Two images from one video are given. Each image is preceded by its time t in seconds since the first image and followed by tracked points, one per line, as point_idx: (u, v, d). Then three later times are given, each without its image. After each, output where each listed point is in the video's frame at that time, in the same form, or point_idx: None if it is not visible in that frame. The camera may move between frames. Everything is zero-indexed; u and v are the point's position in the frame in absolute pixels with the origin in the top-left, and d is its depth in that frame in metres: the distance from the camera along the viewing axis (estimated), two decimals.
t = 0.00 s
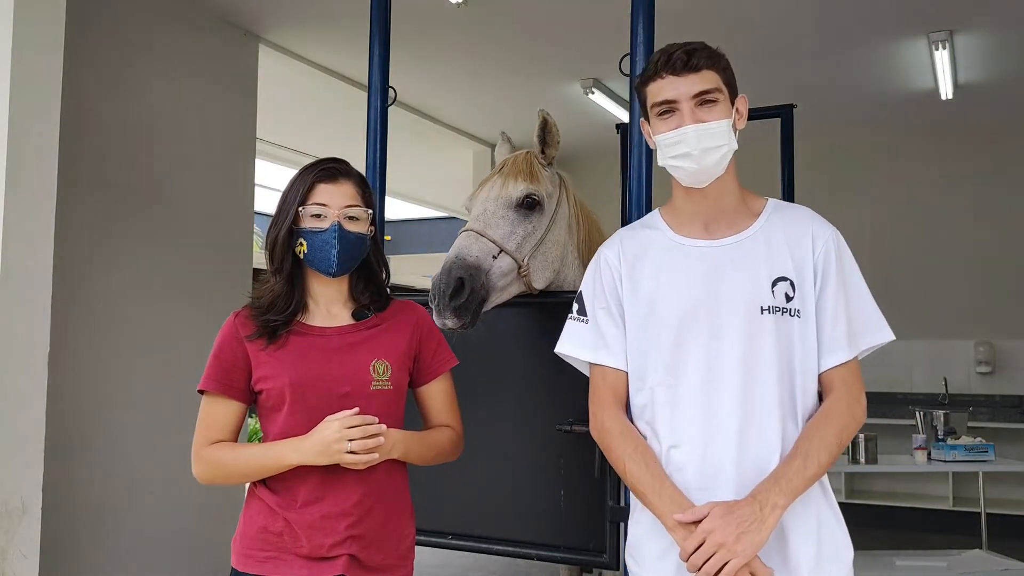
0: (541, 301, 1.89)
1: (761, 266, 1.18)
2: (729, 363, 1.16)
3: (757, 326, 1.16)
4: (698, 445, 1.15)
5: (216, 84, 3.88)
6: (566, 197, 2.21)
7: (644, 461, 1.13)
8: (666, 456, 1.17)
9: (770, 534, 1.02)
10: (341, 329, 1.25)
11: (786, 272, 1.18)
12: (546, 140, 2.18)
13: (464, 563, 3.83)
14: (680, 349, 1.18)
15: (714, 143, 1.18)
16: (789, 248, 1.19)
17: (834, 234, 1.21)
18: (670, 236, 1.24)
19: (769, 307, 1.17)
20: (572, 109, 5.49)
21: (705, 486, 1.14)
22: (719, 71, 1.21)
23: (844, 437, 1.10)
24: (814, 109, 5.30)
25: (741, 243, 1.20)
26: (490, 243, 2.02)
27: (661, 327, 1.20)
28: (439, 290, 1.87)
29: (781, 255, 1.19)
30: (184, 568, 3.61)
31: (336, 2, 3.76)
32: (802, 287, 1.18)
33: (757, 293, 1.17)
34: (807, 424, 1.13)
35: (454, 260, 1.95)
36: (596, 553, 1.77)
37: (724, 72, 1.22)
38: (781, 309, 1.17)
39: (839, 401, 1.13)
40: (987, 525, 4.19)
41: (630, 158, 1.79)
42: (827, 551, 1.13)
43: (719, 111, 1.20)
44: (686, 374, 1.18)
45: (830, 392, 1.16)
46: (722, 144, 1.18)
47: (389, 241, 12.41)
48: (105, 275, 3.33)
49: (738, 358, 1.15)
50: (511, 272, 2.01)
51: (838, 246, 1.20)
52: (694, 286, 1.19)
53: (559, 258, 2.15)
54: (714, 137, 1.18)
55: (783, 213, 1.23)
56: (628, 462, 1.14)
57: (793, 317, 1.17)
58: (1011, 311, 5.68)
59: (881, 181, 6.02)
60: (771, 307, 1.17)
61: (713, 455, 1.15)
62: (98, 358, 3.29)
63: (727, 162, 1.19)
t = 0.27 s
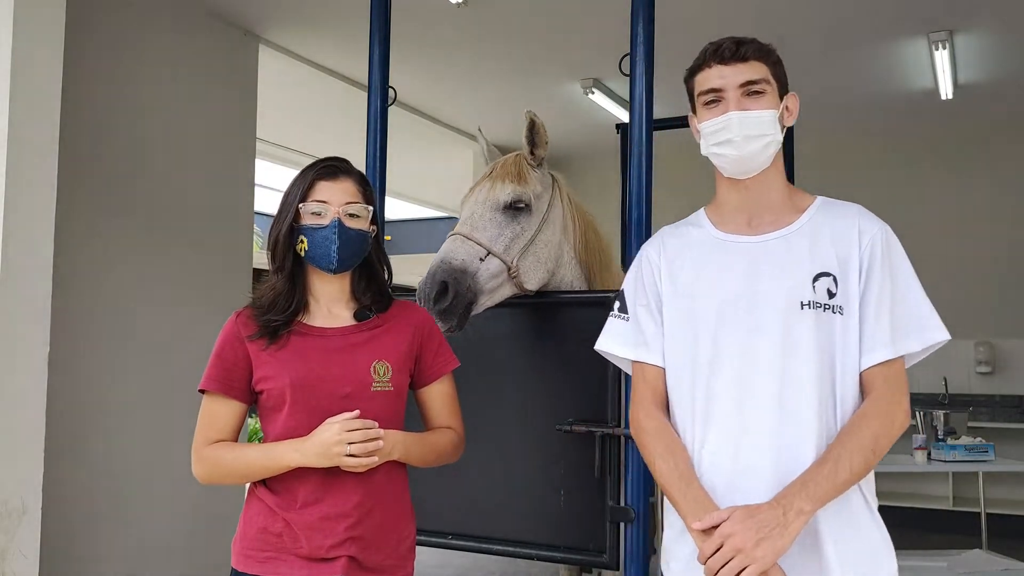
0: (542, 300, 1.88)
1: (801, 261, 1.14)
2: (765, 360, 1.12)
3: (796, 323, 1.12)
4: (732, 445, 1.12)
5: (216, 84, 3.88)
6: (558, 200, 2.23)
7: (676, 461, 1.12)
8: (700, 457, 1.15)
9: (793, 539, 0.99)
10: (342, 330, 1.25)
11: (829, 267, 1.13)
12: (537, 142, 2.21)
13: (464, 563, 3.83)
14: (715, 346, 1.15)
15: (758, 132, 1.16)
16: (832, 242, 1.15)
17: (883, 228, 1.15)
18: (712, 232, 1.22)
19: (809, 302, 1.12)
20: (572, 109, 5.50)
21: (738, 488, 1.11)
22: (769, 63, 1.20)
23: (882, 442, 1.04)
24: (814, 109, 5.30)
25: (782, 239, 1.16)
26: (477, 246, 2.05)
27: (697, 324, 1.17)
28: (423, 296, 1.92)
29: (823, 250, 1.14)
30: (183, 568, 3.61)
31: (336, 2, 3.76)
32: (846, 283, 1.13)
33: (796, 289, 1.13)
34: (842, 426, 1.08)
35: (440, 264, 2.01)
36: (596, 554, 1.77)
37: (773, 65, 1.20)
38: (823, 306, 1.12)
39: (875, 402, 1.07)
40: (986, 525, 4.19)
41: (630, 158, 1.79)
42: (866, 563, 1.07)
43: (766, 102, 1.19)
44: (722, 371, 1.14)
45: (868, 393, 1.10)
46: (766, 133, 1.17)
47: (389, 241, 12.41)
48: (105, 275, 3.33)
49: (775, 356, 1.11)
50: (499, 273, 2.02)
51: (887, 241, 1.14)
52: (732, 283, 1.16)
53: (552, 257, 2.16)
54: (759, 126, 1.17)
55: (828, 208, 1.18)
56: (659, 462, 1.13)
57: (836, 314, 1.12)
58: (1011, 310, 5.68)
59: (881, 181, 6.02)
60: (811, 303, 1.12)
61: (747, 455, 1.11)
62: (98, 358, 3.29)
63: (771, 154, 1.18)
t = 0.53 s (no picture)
0: (544, 299, 1.88)
1: (853, 261, 1.07)
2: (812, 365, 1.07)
3: (844, 325, 1.06)
4: (778, 452, 1.08)
5: (216, 83, 3.88)
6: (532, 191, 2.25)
7: (722, 465, 1.10)
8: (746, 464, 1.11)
9: (826, 557, 0.93)
10: (346, 327, 1.24)
11: (883, 267, 1.06)
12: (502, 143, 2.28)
13: (465, 564, 3.83)
14: (761, 349, 1.11)
15: (813, 135, 1.10)
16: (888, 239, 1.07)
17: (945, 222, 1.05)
18: (767, 229, 1.17)
19: (858, 303, 1.05)
20: (572, 109, 5.50)
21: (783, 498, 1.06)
22: (830, 60, 1.12)
23: (925, 451, 0.96)
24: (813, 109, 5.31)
25: (834, 238, 1.10)
26: (451, 242, 2.09)
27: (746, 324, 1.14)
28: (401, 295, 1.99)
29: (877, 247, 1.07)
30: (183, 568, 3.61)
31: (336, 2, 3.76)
32: (901, 283, 1.05)
33: (844, 290, 1.07)
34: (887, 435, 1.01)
35: (417, 267, 2.07)
36: (596, 554, 1.77)
37: (836, 62, 1.12)
38: (874, 307, 1.05)
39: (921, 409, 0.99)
40: (986, 525, 4.19)
41: (630, 158, 1.78)
42: None
43: (825, 103, 1.12)
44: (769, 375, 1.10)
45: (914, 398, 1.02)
46: (821, 138, 1.10)
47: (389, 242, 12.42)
48: (105, 275, 3.32)
49: (820, 360, 1.06)
50: (477, 262, 2.05)
51: (950, 238, 1.04)
52: (780, 282, 1.11)
53: (534, 243, 2.16)
54: (814, 130, 1.10)
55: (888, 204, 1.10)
56: (707, 464, 1.11)
57: (890, 317, 1.05)
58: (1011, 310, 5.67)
59: (880, 181, 6.03)
60: (860, 304, 1.05)
61: (792, 463, 1.06)
62: (98, 359, 3.28)
63: (829, 157, 1.12)
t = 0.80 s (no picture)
0: (543, 299, 1.88)
1: (888, 267, 1.07)
2: (845, 369, 1.09)
3: (876, 331, 1.06)
4: (809, 453, 1.11)
5: (216, 83, 3.88)
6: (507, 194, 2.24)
7: (758, 464, 1.16)
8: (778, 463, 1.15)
9: (831, 568, 0.97)
10: (359, 327, 1.24)
11: (919, 275, 1.05)
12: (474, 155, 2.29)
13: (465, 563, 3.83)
14: (796, 351, 1.14)
15: (846, 135, 1.11)
16: (927, 246, 1.05)
17: (990, 228, 1.02)
18: (813, 226, 1.18)
19: (892, 311, 1.06)
20: (572, 109, 5.50)
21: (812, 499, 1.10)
22: (864, 55, 1.10)
23: (943, 467, 0.95)
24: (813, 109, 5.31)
25: (871, 243, 1.10)
26: (428, 244, 2.08)
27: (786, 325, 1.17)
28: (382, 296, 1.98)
29: (915, 254, 1.06)
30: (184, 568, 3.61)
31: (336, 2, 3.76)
32: (937, 291, 1.03)
33: (878, 296, 1.07)
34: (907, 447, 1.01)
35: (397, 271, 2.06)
36: (596, 554, 1.77)
37: (871, 56, 1.11)
38: (908, 316, 1.05)
39: (943, 423, 0.97)
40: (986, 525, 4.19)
41: (630, 158, 1.78)
42: None
43: (861, 100, 1.12)
44: (804, 377, 1.12)
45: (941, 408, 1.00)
46: (855, 136, 1.11)
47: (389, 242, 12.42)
48: (105, 275, 3.32)
49: (854, 365, 1.08)
50: (456, 258, 2.04)
51: (994, 245, 1.01)
52: (816, 287, 1.13)
53: (513, 239, 2.14)
54: (847, 130, 1.11)
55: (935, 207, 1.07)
56: (742, 462, 1.18)
57: (923, 326, 1.04)
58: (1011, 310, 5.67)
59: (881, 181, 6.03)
60: (893, 312, 1.05)
61: (821, 467, 1.09)
62: (98, 359, 3.28)
63: (868, 155, 1.12)
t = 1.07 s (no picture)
0: (543, 299, 1.87)
1: (888, 268, 1.08)
2: (845, 368, 1.09)
3: (875, 331, 1.07)
4: (805, 450, 1.11)
5: (216, 83, 3.88)
6: (500, 196, 2.22)
7: (756, 460, 1.16)
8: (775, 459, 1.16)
9: (823, 561, 0.98)
10: (385, 331, 1.25)
11: (920, 277, 1.05)
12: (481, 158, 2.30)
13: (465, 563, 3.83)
14: (797, 349, 1.14)
15: (840, 139, 1.11)
16: (928, 249, 1.05)
17: (992, 234, 1.02)
18: (818, 228, 1.19)
19: (891, 312, 1.06)
20: (572, 109, 5.50)
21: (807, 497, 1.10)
22: (862, 61, 1.11)
23: (937, 467, 0.96)
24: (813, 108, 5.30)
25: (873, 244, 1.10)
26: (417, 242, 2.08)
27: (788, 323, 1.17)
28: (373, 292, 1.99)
29: (916, 256, 1.06)
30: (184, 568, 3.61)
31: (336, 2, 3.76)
32: (938, 294, 1.03)
33: (878, 296, 1.07)
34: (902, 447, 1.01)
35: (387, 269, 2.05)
36: (596, 553, 1.77)
37: (870, 61, 1.11)
38: (908, 317, 1.05)
39: (939, 424, 0.98)
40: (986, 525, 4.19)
41: (630, 157, 1.78)
42: None
43: (857, 104, 1.12)
44: (803, 375, 1.13)
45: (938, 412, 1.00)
46: (849, 141, 1.11)
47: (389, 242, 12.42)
48: (105, 275, 3.32)
49: (853, 364, 1.08)
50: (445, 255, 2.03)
51: (996, 251, 1.01)
52: (818, 285, 1.13)
53: (504, 238, 2.13)
54: (841, 134, 1.11)
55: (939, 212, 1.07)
56: (740, 457, 1.19)
57: (923, 328, 1.04)
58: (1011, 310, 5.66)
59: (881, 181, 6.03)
60: (893, 312, 1.06)
61: (815, 465, 1.10)
62: (98, 359, 3.28)
63: (862, 160, 1.12)
